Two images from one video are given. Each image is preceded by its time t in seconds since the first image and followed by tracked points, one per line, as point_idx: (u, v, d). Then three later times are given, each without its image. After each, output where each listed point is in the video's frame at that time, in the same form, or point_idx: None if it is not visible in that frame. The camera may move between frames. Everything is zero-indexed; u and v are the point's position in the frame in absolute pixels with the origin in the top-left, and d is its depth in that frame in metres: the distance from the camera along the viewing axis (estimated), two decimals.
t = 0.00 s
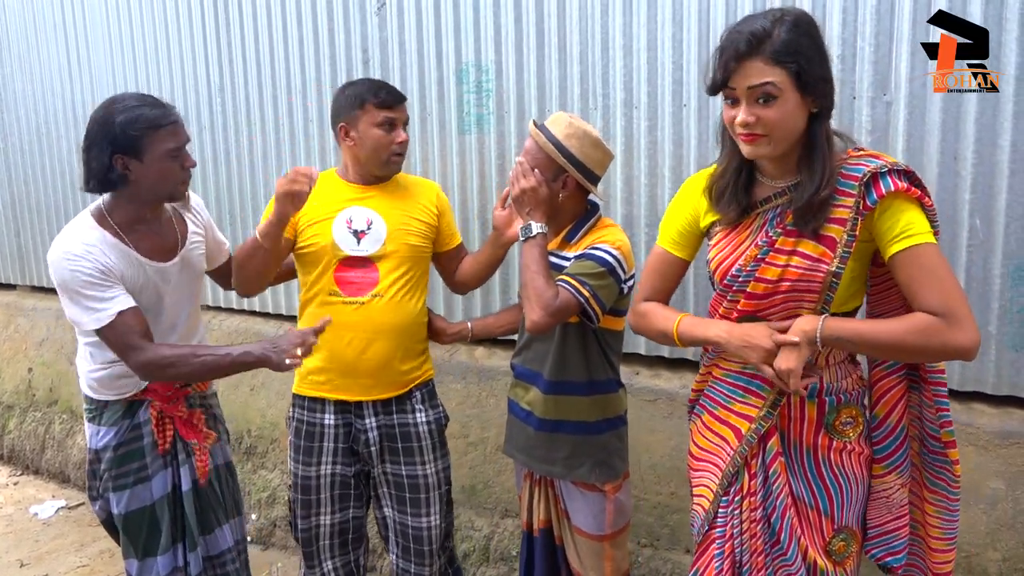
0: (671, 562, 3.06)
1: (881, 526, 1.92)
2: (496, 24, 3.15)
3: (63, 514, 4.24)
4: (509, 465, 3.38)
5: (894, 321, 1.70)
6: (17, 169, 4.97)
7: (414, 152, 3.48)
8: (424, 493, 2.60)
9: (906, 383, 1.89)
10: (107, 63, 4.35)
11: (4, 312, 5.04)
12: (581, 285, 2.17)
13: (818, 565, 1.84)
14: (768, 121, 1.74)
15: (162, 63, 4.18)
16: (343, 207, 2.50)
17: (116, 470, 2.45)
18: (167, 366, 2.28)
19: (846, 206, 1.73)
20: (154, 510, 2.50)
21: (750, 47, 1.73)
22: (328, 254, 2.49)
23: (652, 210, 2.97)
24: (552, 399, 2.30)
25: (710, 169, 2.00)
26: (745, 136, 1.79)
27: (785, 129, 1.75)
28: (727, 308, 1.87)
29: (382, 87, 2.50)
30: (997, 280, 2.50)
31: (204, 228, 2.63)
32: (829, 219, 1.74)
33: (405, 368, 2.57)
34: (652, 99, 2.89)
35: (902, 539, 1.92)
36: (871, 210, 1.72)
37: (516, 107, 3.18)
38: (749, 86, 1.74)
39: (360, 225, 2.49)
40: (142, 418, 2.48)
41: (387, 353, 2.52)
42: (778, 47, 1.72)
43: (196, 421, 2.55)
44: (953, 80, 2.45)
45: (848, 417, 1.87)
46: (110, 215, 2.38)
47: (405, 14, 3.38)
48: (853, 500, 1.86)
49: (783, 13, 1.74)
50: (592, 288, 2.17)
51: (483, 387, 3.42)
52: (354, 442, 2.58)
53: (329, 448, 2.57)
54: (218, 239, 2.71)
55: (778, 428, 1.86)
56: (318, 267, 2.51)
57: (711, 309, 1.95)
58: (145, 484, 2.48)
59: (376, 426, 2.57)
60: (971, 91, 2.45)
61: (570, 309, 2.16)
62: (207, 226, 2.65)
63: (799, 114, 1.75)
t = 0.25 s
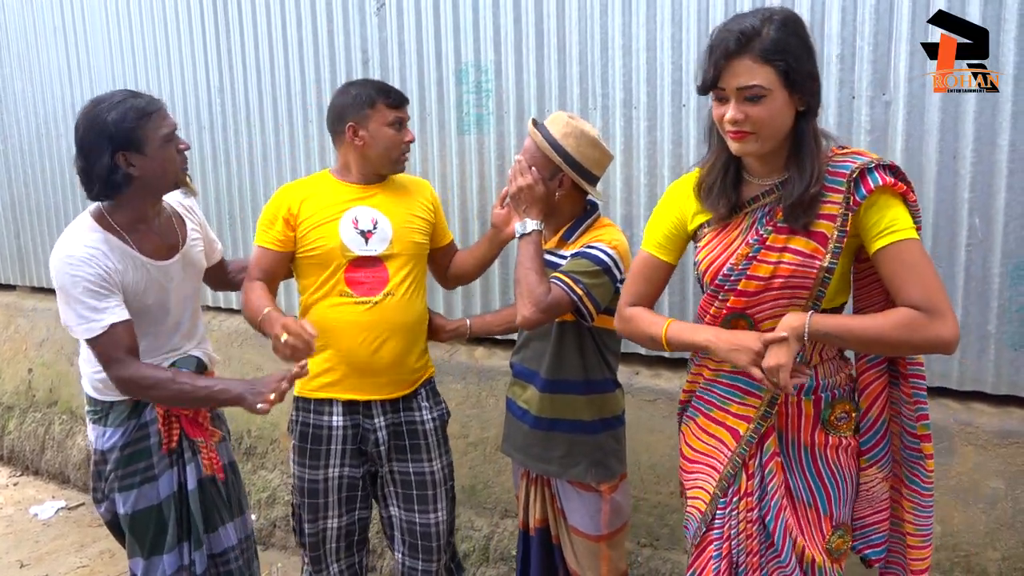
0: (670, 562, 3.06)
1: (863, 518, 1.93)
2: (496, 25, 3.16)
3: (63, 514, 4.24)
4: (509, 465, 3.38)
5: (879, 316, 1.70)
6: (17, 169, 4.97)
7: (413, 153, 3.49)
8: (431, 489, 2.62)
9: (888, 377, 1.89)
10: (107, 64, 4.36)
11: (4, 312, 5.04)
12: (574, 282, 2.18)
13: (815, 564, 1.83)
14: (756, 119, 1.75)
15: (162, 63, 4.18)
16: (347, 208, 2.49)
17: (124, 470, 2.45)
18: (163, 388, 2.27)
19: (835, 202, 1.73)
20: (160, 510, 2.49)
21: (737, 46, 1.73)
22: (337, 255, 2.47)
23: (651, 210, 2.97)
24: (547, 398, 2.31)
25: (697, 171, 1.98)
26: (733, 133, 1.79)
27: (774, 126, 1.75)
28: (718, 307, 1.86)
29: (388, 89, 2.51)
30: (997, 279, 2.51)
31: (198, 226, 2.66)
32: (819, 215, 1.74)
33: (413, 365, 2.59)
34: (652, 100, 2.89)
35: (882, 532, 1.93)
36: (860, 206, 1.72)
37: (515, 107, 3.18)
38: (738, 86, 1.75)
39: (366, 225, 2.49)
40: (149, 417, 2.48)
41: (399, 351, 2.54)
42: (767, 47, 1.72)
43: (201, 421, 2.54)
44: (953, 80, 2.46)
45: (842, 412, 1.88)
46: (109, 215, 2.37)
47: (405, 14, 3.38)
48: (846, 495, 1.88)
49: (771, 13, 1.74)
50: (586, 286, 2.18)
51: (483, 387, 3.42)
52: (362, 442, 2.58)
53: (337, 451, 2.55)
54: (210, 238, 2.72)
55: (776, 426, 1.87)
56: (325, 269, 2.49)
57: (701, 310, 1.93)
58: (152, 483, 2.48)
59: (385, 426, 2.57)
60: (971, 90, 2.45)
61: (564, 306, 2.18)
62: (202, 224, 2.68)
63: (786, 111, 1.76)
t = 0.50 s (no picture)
0: (670, 563, 3.06)
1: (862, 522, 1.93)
2: (496, 25, 3.16)
3: (62, 514, 4.24)
4: (509, 465, 3.38)
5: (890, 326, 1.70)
6: (18, 169, 4.97)
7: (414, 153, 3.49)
8: (434, 486, 2.63)
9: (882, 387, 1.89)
10: (108, 64, 4.36)
11: (5, 312, 5.04)
12: (573, 281, 2.18)
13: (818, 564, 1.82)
14: (752, 118, 1.74)
15: (162, 63, 4.18)
16: (350, 209, 2.49)
17: (126, 471, 2.45)
18: (138, 416, 2.26)
19: (834, 208, 1.73)
20: (164, 510, 2.51)
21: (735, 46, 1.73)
22: (344, 257, 2.46)
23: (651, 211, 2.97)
24: (547, 397, 2.31)
25: (694, 173, 1.97)
26: (730, 133, 1.79)
27: (770, 127, 1.75)
28: (715, 308, 1.86)
29: (390, 93, 2.51)
30: (997, 280, 2.51)
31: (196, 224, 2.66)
32: (817, 220, 1.74)
33: (415, 364, 2.61)
34: (652, 100, 2.89)
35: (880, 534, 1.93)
36: (860, 213, 1.72)
37: (516, 107, 3.18)
38: (735, 85, 1.75)
39: (370, 227, 2.49)
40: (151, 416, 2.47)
41: (404, 351, 2.56)
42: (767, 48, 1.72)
43: (204, 420, 2.57)
44: (953, 80, 2.46)
45: (838, 414, 1.88)
46: (106, 216, 2.36)
47: (406, 15, 3.38)
48: (844, 496, 1.88)
49: (770, 13, 1.74)
50: (584, 285, 2.19)
51: (482, 388, 3.42)
52: (367, 443, 2.57)
53: (341, 452, 2.54)
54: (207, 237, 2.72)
55: (771, 428, 1.87)
56: (331, 271, 2.47)
57: (699, 311, 1.94)
58: (156, 483, 2.49)
59: (390, 424, 2.57)
60: (971, 91, 2.45)
61: (562, 305, 2.18)
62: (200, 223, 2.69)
63: (783, 112, 1.75)
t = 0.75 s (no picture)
0: (671, 564, 3.05)
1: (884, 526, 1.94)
2: (497, 26, 3.16)
3: (63, 514, 4.25)
4: (509, 466, 3.38)
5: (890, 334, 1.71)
6: (19, 170, 4.98)
7: (414, 154, 3.49)
8: (437, 482, 2.65)
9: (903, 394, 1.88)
10: (109, 65, 4.36)
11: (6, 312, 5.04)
12: (573, 281, 2.18)
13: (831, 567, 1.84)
14: (764, 117, 1.75)
15: (163, 64, 4.18)
16: (351, 210, 2.49)
17: (124, 472, 2.45)
18: (115, 423, 2.26)
19: (854, 211, 1.73)
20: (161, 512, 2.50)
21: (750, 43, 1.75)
22: (350, 258, 2.47)
23: (652, 212, 2.97)
24: (547, 398, 2.31)
25: (714, 176, 1.98)
26: (744, 131, 1.80)
27: (782, 127, 1.76)
28: (735, 314, 1.86)
29: (377, 90, 2.51)
30: (998, 282, 2.51)
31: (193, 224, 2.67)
32: (838, 223, 1.74)
33: (418, 362, 2.62)
34: (653, 101, 2.89)
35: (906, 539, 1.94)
36: (879, 217, 1.72)
37: (517, 108, 3.18)
38: (746, 84, 1.76)
39: (372, 227, 2.50)
40: (150, 418, 2.48)
41: (409, 349, 2.57)
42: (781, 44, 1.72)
43: (202, 424, 2.57)
44: (954, 80, 2.46)
45: (860, 420, 1.87)
46: (104, 219, 2.35)
47: (407, 15, 3.38)
48: (863, 501, 1.88)
49: (785, 13, 1.74)
50: (584, 284, 2.18)
51: (483, 389, 3.42)
52: (376, 441, 2.57)
53: (350, 453, 2.53)
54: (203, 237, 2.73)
55: (792, 433, 1.86)
56: (336, 272, 2.47)
57: (719, 316, 1.93)
58: (153, 485, 2.49)
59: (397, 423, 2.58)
60: (971, 91, 2.45)
61: (561, 305, 2.18)
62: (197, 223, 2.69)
63: (796, 112, 1.75)
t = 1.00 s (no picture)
0: (671, 565, 3.05)
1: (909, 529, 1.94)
2: (497, 27, 3.16)
3: (64, 515, 4.25)
4: (509, 467, 3.38)
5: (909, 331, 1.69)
6: (21, 170, 4.98)
7: (415, 155, 3.49)
8: (437, 483, 2.65)
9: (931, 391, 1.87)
10: (110, 66, 4.37)
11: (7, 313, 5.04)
12: (575, 282, 2.18)
13: (845, 568, 1.84)
14: (768, 116, 1.76)
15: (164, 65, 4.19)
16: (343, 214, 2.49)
17: (123, 474, 2.46)
18: (112, 426, 2.25)
19: (866, 209, 1.73)
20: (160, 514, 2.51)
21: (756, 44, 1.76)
22: (340, 263, 2.47)
23: (653, 213, 2.98)
24: (548, 398, 2.31)
25: (731, 176, 2.00)
26: (751, 130, 1.81)
27: (790, 127, 1.76)
28: (750, 311, 1.87)
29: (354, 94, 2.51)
30: (998, 284, 2.51)
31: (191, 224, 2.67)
32: (849, 222, 1.75)
33: (412, 366, 2.62)
34: (653, 103, 2.90)
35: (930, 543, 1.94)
36: (892, 215, 1.72)
37: (517, 109, 3.18)
38: (751, 83, 1.77)
39: (364, 232, 2.49)
40: (149, 421, 2.48)
41: (401, 353, 2.57)
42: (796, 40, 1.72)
43: (201, 425, 2.56)
44: (953, 80, 2.46)
45: (876, 421, 1.87)
46: (103, 222, 2.35)
47: (408, 17, 3.38)
48: (880, 502, 1.87)
49: (795, 13, 1.75)
50: (586, 285, 2.18)
51: (483, 390, 3.42)
52: (371, 441, 2.57)
53: (346, 451, 2.54)
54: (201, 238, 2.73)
55: (806, 432, 1.86)
56: (327, 276, 2.48)
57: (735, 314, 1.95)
58: (152, 487, 2.50)
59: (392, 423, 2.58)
60: (971, 91, 2.45)
61: (564, 306, 2.18)
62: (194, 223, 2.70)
63: (804, 111, 1.76)
